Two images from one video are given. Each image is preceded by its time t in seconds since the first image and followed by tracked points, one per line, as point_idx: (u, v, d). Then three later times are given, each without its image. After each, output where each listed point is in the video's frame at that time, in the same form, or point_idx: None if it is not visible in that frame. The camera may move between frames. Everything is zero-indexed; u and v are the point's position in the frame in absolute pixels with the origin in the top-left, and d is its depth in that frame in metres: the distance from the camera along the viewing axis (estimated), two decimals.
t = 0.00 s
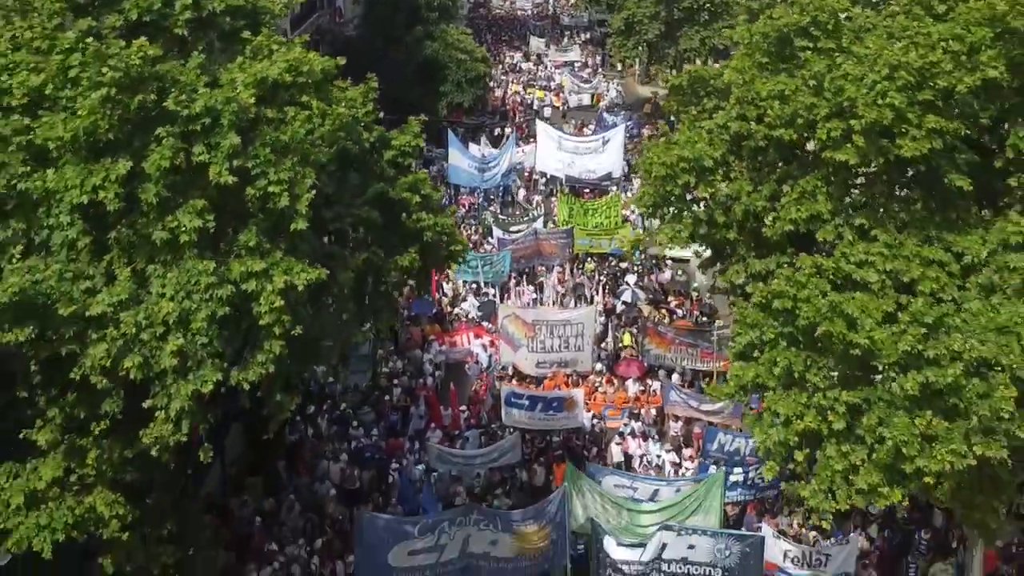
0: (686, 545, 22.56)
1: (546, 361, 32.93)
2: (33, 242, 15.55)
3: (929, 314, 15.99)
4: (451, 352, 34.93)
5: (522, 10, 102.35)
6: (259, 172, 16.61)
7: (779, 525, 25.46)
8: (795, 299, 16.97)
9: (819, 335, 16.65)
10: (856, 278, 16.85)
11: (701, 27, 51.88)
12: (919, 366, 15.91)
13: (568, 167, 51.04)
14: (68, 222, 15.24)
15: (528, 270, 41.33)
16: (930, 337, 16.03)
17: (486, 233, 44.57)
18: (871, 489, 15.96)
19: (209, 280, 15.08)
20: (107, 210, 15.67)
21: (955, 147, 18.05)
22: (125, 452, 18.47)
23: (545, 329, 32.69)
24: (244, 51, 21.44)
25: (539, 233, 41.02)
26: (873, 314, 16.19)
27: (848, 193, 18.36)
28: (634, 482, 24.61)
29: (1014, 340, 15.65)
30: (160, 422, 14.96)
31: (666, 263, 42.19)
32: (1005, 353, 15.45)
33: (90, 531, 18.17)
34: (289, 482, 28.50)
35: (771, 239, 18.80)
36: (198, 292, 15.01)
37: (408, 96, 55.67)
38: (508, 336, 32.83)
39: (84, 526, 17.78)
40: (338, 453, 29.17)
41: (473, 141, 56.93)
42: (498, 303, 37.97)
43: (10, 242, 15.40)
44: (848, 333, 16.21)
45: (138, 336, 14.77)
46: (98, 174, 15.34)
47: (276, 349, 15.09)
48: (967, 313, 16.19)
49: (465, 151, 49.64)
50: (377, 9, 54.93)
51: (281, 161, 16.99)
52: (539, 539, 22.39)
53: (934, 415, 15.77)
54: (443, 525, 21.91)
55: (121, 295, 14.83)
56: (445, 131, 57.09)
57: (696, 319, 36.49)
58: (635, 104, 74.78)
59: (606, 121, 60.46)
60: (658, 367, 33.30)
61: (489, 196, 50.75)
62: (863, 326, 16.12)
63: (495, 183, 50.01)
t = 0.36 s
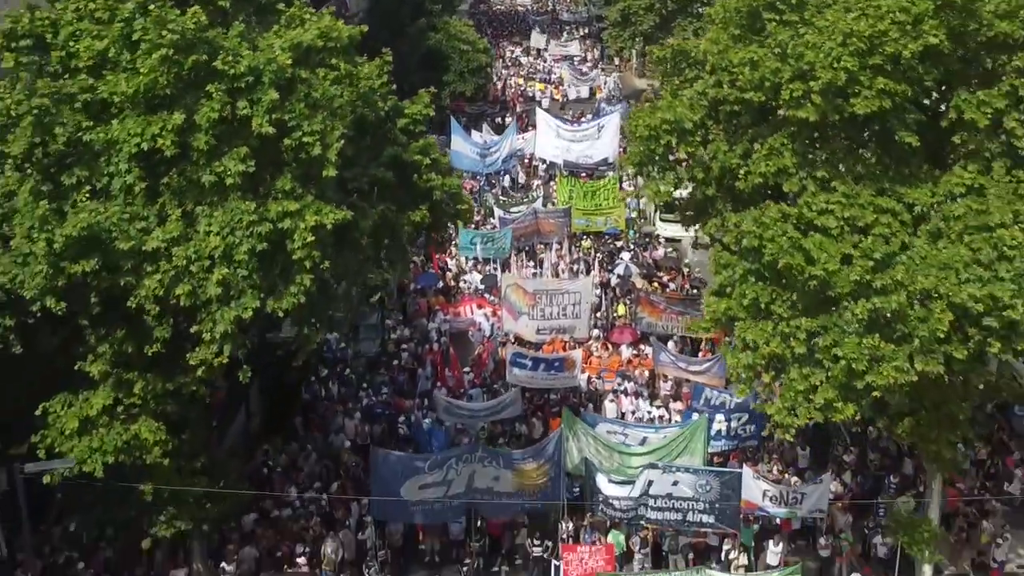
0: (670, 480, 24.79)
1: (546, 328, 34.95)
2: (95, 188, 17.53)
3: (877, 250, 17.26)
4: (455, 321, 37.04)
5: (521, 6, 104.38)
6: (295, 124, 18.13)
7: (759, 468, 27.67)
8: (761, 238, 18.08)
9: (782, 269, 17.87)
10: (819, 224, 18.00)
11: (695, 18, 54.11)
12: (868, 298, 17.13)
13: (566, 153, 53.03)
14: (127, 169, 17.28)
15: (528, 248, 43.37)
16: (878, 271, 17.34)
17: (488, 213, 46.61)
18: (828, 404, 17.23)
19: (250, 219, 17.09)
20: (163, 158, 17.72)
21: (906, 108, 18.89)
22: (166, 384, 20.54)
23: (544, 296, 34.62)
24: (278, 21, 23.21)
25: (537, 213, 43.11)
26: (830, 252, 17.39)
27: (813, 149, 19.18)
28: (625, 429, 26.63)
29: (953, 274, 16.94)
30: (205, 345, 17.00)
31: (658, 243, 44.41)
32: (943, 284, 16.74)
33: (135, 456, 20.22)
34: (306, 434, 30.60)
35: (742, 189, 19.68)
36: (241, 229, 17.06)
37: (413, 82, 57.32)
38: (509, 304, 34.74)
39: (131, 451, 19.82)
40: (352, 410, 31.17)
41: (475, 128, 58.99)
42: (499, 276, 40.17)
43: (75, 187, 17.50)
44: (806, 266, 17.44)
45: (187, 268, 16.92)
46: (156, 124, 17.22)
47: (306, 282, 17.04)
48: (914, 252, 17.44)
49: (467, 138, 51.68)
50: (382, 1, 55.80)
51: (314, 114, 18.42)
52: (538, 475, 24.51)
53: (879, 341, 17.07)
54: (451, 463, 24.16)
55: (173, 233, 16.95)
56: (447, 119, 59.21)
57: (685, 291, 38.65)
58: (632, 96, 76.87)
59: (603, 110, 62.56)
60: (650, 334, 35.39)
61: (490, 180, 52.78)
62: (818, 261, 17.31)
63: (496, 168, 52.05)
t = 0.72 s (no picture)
0: (660, 426, 26.86)
1: (547, 296, 37.02)
2: (147, 144, 19.70)
3: (837, 200, 19.34)
4: (460, 293, 39.07)
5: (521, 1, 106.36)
6: (322, 86, 20.29)
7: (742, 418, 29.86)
8: (736, 189, 20.14)
9: (754, 215, 19.94)
10: (789, 179, 19.86)
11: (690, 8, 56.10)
12: (829, 241, 19.17)
13: (564, 139, 54.96)
14: (174, 126, 19.39)
15: (529, 227, 45.30)
16: (838, 218, 19.38)
17: (490, 194, 48.77)
18: (793, 336, 19.23)
19: (283, 169, 19.11)
20: (206, 116, 19.80)
21: (867, 76, 20.49)
22: (201, 328, 22.69)
23: (548, 266, 36.63)
24: None
25: (538, 193, 44.70)
26: (797, 201, 19.37)
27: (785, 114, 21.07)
28: (619, 381, 28.77)
29: (906, 222, 18.96)
30: (243, 284, 19.16)
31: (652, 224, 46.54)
32: (896, 229, 18.77)
33: (173, 393, 22.36)
34: (321, 392, 32.74)
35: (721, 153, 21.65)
36: (276, 178, 19.13)
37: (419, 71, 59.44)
38: (513, 273, 36.81)
39: (170, 388, 21.97)
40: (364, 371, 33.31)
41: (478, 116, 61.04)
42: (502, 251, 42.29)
43: (127, 144, 19.67)
44: (774, 213, 19.49)
45: (228, 214, 19.05)
46: (202, 86, 19.25)
47: (332, 229, 19.19)
48: (871, 202, 19.47)
49: (470, 125, 53.72)
50: None
51: (340, 79, 20.64)
52: (538, 420, 26.69)
53: (839, 279, 19.05)
54: (459, 407, 26.28)
55: (215, 183, 19.08)
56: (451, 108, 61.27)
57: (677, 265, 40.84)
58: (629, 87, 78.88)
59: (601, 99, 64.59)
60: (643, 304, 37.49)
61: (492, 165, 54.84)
62: (785, 208, 19.35)
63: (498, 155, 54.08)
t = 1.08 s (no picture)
0: (649, 378, 28.92)
1: (545, 268, 39.04)
2: (183, 109, 21.84)
3: (802, 158, 21.50)
4: (463, 267, 41.19)
5: None
6: (341, 56, 22.25)
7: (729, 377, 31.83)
8: (712, 150, 22.27)
9: (728, 172, 22.09)
10: (760, 141, 21.93)
11: None
12: (796, 195, 21.31)
13: (560, 125, 56.79)
14: (208, 93, 21.42)
15: (528, 207, 47.43)
16: (804, 175, 21.52)
17: (491, 177, 50.99)
18: (764, 282, 21.39)
19: (307, 129, 21.22)
20: (237, 84, 21.89)
21: (832, 49, 22.73)
22: (228, 282, 24.85)
23: (546, 240, 38.60)
24: None
25: (537, 173, 46.72)
26: (766, 160, 21.53)
27: (758, 84, 23.13)
28: (611, 340, 30.87)
29: (865, 177, 21.10)
30: (270, 235, 21.31)
31: (646, 203, 48.61)
32: (855, 184, 20.91)
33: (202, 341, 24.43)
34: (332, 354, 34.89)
35: (700, 120, 23.73)
36: (300, 138, 21.24)
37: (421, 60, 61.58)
38: (515, 245, 38.93)
39: (200, 335, 24.12)
40: (372, 337, 35.40)
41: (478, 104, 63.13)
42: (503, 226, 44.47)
43: (166, 109, 21.82)
44: (746, 171, 21.66)
45: (256, 171, 21.19)
46: (235, 55, 21.32)
47: (350, 184, 21.34)
48: (834, 161, 21.60)
49: (470, 111, 55.75)
50: None
51: (358, 49, 22.65)
52: (537, 372, 28.89)
53: (805, 230, 21.25)
54: (463, 359, 28.53)
55: (245, 143, 21.20)
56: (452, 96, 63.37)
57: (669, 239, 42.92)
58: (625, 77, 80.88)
59: (599, 87, 66.61)
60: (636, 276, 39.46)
61: (492, 150, 56.85)
62: (756, 166, 21.51)
63: (497, 140, 56.08)
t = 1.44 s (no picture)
0: (639, 337, 30.90)
1: (539, 243, 41.17)
2: (212, 80, 24.00)
3: (773, 125, 23.64)
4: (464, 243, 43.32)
5: None
6: (356, 31, 24.37)
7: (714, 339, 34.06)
8: (692, 118, 24.49)
9: (708, 138, 24.26)
10: (736, 110, 24.06)
11: None
12: (768, 158, 23.46)
13: (557, 113, 58.61)
14: (234, 66, 23.70)
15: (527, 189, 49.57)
16: (775, 140, 23.68)
17: (491, 161, 53.08)
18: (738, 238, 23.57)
19: (325, 98, 23.38)
20: (260, 58, 24.13)
21: (802, 26, 24.87)
22: (249, 244, 26.97)
23: (538, 217, 40.78)
24: None
25: (535, 156, 48.30)
26: (740, 126, 23.72)
27: (735, 62, 25.31)
28: (603, 304, 33.08)
29: (830, 142, 23.24)
30: (291, 195, 23.46)
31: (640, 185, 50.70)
32: (820, 148, 23.07)
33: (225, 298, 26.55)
34: (341, 321, 37.04)
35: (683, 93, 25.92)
36: (318, 106, 23.38)
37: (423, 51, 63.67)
38: (509, 221, 41.06)
39: (225, 292, 26.24)
40: (379, 306, 37.53)
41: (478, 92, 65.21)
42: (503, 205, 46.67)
43: (196, 80, 23.98)
44: (722, 136, 23.83)
45: (278, 136, 23.37)
46: (259, 30, 23.47)
47: (362, 149, 23.54)
48: (803, 129, 23.75)
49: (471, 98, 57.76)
50: None
51: (370, 26, 24.78)
52: (534, 331, 31.11)
53: (775, 190, 23.44)
54: (465, 318, 30.80)
55: (268, 111, 23.46)
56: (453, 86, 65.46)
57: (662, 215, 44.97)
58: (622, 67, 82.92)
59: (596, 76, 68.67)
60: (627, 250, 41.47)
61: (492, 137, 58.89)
62: (731, 131, 23.69)
63: (496, 127, 58.07)
